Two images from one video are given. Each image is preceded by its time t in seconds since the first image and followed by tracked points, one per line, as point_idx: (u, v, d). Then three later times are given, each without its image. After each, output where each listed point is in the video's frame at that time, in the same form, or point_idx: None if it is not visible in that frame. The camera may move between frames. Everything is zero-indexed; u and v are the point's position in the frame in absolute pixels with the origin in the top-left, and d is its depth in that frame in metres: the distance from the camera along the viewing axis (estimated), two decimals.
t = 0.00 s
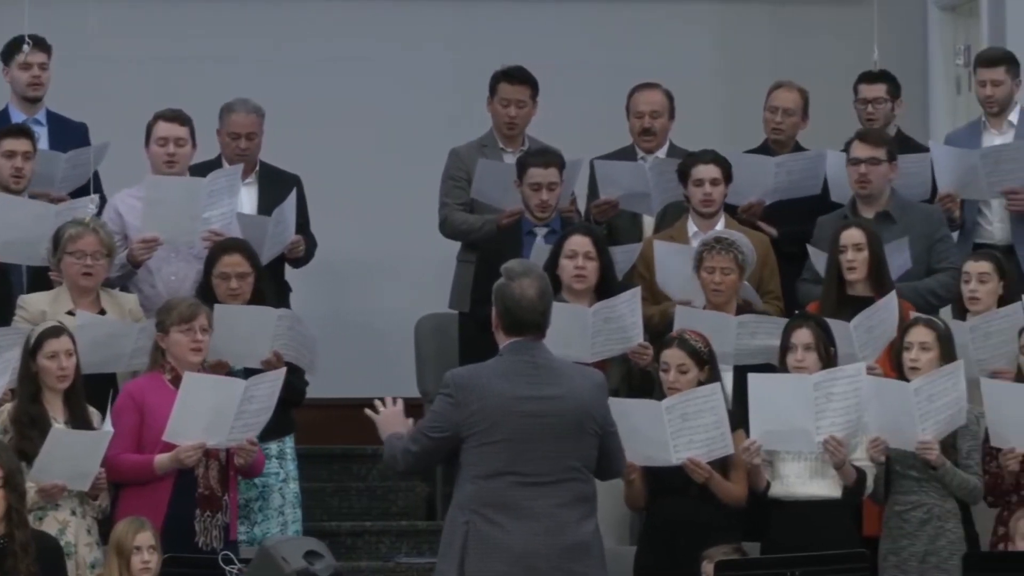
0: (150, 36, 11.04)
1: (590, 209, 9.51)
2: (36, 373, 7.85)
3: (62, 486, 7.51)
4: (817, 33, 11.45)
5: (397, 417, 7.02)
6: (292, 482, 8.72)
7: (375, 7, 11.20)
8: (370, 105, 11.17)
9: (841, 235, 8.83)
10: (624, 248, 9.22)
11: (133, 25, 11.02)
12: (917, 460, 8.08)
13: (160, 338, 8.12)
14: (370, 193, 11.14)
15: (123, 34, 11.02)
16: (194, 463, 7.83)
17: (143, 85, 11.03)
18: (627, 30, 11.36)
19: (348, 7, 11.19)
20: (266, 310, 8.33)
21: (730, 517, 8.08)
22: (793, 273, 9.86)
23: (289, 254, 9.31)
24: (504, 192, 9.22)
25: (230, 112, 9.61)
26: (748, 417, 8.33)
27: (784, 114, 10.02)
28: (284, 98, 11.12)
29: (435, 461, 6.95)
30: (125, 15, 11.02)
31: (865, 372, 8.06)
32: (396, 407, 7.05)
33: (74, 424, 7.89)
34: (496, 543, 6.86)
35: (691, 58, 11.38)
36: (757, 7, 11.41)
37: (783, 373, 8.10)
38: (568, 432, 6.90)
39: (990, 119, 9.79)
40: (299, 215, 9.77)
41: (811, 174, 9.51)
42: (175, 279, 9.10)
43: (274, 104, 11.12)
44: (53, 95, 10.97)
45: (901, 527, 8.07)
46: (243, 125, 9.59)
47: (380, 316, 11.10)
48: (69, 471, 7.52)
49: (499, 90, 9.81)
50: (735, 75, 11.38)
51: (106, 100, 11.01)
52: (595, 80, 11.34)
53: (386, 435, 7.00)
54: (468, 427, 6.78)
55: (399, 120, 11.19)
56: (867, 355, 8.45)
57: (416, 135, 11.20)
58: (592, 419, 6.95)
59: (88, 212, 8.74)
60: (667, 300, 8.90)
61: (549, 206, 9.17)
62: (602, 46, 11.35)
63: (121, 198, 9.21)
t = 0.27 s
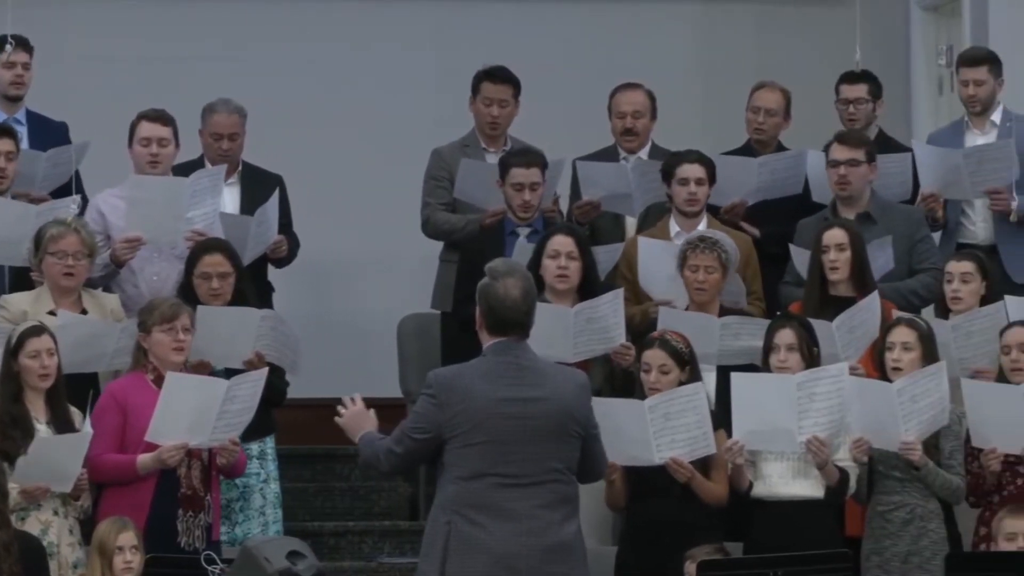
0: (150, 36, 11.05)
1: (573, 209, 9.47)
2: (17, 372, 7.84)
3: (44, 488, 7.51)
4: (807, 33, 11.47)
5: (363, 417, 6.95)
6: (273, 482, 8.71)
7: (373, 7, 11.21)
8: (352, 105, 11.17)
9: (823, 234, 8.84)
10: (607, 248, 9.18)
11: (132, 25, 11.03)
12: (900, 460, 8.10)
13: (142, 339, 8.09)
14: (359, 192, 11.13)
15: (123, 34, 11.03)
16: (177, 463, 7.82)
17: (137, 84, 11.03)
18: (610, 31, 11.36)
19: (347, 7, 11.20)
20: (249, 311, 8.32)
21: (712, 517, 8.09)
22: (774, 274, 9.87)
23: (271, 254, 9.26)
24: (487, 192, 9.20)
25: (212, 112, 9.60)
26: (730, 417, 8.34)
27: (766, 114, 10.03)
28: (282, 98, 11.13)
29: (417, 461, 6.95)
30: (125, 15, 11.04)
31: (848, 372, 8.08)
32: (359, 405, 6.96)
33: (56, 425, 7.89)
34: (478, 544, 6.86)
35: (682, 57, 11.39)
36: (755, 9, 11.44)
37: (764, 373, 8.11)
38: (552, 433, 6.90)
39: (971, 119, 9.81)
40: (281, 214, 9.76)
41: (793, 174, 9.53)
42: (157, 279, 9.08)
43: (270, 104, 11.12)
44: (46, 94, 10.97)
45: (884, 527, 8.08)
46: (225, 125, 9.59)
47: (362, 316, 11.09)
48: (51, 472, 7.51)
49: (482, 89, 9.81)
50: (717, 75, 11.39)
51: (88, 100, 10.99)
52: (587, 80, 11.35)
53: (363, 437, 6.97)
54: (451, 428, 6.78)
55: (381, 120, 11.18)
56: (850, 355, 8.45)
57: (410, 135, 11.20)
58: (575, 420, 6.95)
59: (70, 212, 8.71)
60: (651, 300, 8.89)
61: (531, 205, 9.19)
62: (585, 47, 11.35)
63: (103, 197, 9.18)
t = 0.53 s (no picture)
0: (150, 37, 11.04)
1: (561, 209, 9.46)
2: (5, 371, 7.83)
3: (33, 490, 7.51)
4: (802, 34, 11.48)
5: (351, 434, 6.96)
6: (262, 482, 8.70)
7: (368, 7, 11.21)
8: (343, 105, 11.17)
9: (812, 234, 8.84)
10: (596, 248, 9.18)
11: (133, 26, 11.03)
12: (888, 460, 8.11)
13: (130, 338, 8.09)
14: (352, 192, 11.13)
15: (123, 34, 11.02)
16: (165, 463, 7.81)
17: (133, 84, 11.03)
18: (601, 31, 11.36)
19: (348, 7, 11.21)
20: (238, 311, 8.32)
21: (698, 518, 8.10)
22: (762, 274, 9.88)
23: (260, 254, 9.24)
24: (475, 191, 9.23)
25: (201, 112, 9.59)
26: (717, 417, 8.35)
27: (754, 115, 10.04)
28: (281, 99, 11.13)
29: (405, 462, 6.94)
30: (125, 15, 11.03)
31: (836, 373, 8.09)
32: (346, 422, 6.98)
33: (44, 425, 7.88)
34: (466, 544, 6.85)
35: (676, 58, 11.40)
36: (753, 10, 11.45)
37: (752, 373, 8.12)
38: (539, 433, 6.91)
39: (959, 120, 9.82)
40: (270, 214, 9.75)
41: (780, 172, 9.53)
42: (145, 280, 9.07)
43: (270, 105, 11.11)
44: (40, 92, 10.95)
45: (873, 528, 8.09)
46: (214, 126, 9.58)
47: (351, 317, 11.10)
48: (40, 474, 7.50)
49: (470, 89, 9.81)
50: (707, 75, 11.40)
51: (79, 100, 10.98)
52: (583, 81, 11.35)
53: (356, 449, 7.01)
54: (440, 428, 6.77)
55: (372, 121, 11.19)
56: (837, 355, 8.48)
57: (407, 136, 11.20)
58: (562, 421, 6.96)
59: (59, 214, 8.75)
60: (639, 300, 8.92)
61: (519, 205, 9.18)
62: (575, 47, 11.35)
63: (92, 198, 9.17)
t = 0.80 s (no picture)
0: (150, 37, 11.08)
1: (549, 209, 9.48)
2: None
3: (22, 489, 7.50)
4: (794, 35, 11.50)
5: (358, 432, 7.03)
6: (252, 482, 8.71)
7: (359, 9, 11.25)
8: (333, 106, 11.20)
9: (800, 235, 8.87)
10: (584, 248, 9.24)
11: (124, 26, 11.06)
12: (877, 460, 8.12)
13: (118, 338, 8.08)
14: (344, 193, 11.15)
15: (114, 34, 11.06)
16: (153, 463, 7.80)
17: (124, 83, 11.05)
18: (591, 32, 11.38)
19: (347, 8, 11.24)
20: (228, 310, 8.31)
21: (685, 518, 8.10)
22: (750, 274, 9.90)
23: (248, 254, 9.25)
24: (463, 191, 9.30)
25: (189, 112, 9.58)
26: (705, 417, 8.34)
27: (743, 116, 10.05)
28: (282, 99, 11.18)
29: (394, 461, 6.94)
30: (116, 15, 11.06)
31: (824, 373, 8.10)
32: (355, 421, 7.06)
33: (33, 425, 7.88)
34: (454, 544, 6.86)
35: (669, 58, 11.41)
36: (753, 11, 11.48)
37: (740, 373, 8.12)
38: (528, 433, 6.92)
39: (947, 119, 9.84)
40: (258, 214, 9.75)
41: (767, 172, 9.54)
42: (133, 279, 9.06)
43: (270, 105, 11.17)
44: (37, 91, 10.98)
45: (861, 528, 8.10)
46: (202, 126, 9.57)
47: (339, 316, 11.10)
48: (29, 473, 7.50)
49: (457, 88, 9.81)
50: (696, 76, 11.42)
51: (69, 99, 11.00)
52: (578, 81, 11.37)
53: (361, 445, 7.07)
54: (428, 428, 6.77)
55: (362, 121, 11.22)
56: (826, 355, 8.48)
57: (403, 136, 11.24)
58: (550, 420, 6.97)
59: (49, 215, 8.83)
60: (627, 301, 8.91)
61: (508, 205, 9.16)
62: (566, 48, 11.38)
63: (81, 197, 9.16)
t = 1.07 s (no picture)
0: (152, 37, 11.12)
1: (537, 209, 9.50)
2: None
3: (11, 489, 7.48)
4: (784, 35, 11.53)
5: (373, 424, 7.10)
6: (242, 482, 8.70)
7: (350, 9, 11.27)
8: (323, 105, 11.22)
9: (790, 235, 8.87)
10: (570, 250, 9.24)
11: (116, 26, 11.07)
12: (867, 460, 8.13)
13: (107, 338, 8.08)
14: (334, 192, 11.17)
15: (106, 34, 11.07)
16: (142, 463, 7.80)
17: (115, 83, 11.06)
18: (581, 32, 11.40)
19: (349, 8, 11.28)
20: (219, 309, 8.30)
21: (673, 517, 8.11)
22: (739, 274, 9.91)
23: (237, 254, 9.27)
24: (451, 191, 9.29)
25: (178, 112, 9.58)
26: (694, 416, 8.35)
27: (732, 116, 10.06)
28: (273, 99, 11.20)
29: (383, 461, 6.94)
30: (108, 15, 11.08)
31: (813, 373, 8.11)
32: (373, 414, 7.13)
33: (23, 424, 7.86)
34: (444, 543, 6.86)
35: (660, 58, 11.43)
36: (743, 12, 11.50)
37: (729, 373, 8.12)
38: (518, 432, 6.92)
39: (935, 120, 9.85)
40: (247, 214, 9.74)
41: (755, 172, 9.57)
42: (121, 279, 9.05)
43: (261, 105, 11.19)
44: (27, 91, 10.98)
45: (850, 527, 8.11)
46: (192, 126, 9.56)
47: (327, 317, 11.12)
48: (18, 473, 7.48)
49: (445, 89, 9.81)
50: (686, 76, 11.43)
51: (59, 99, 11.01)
52: (568, 81, 11.39)
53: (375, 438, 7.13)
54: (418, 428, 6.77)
55: (352, 121, 11.23)
56: (815, 355, 8.50)
57: (393, 136, 11.26)
58: (540, 420, 6.98)
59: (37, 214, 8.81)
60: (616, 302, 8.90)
61: (497, 204, 9.16)
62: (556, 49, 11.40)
63: (70, 197, 9.15)
